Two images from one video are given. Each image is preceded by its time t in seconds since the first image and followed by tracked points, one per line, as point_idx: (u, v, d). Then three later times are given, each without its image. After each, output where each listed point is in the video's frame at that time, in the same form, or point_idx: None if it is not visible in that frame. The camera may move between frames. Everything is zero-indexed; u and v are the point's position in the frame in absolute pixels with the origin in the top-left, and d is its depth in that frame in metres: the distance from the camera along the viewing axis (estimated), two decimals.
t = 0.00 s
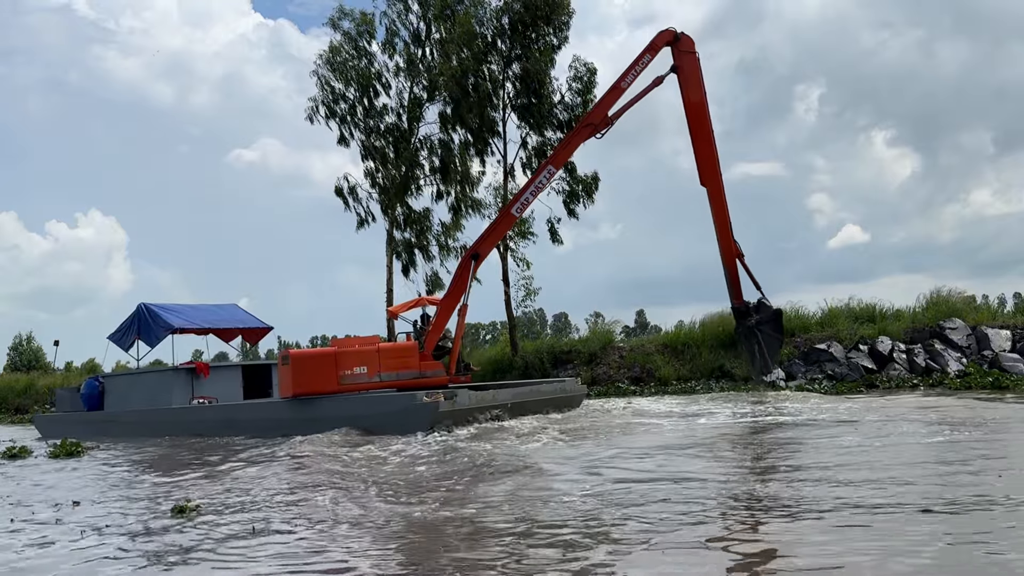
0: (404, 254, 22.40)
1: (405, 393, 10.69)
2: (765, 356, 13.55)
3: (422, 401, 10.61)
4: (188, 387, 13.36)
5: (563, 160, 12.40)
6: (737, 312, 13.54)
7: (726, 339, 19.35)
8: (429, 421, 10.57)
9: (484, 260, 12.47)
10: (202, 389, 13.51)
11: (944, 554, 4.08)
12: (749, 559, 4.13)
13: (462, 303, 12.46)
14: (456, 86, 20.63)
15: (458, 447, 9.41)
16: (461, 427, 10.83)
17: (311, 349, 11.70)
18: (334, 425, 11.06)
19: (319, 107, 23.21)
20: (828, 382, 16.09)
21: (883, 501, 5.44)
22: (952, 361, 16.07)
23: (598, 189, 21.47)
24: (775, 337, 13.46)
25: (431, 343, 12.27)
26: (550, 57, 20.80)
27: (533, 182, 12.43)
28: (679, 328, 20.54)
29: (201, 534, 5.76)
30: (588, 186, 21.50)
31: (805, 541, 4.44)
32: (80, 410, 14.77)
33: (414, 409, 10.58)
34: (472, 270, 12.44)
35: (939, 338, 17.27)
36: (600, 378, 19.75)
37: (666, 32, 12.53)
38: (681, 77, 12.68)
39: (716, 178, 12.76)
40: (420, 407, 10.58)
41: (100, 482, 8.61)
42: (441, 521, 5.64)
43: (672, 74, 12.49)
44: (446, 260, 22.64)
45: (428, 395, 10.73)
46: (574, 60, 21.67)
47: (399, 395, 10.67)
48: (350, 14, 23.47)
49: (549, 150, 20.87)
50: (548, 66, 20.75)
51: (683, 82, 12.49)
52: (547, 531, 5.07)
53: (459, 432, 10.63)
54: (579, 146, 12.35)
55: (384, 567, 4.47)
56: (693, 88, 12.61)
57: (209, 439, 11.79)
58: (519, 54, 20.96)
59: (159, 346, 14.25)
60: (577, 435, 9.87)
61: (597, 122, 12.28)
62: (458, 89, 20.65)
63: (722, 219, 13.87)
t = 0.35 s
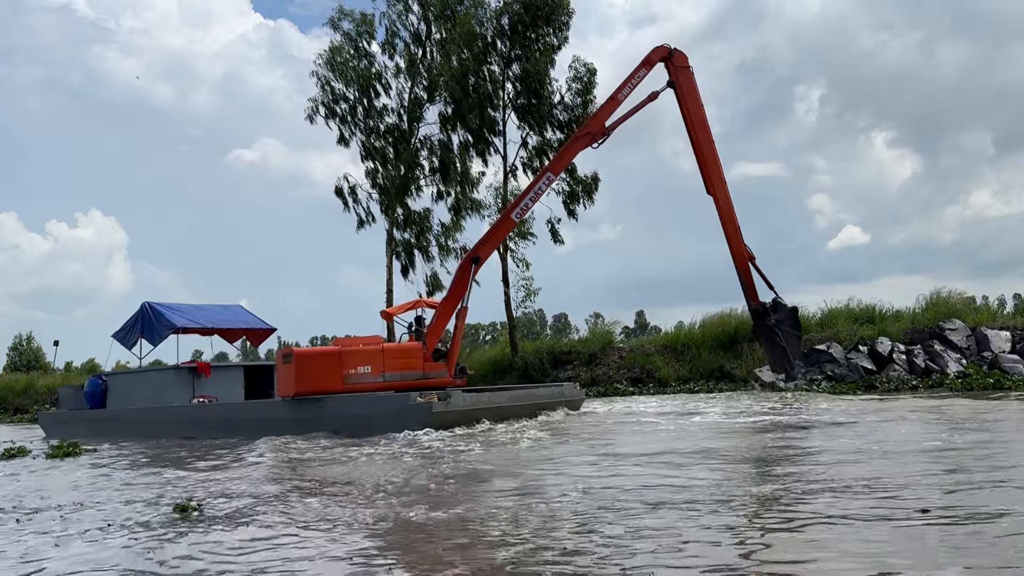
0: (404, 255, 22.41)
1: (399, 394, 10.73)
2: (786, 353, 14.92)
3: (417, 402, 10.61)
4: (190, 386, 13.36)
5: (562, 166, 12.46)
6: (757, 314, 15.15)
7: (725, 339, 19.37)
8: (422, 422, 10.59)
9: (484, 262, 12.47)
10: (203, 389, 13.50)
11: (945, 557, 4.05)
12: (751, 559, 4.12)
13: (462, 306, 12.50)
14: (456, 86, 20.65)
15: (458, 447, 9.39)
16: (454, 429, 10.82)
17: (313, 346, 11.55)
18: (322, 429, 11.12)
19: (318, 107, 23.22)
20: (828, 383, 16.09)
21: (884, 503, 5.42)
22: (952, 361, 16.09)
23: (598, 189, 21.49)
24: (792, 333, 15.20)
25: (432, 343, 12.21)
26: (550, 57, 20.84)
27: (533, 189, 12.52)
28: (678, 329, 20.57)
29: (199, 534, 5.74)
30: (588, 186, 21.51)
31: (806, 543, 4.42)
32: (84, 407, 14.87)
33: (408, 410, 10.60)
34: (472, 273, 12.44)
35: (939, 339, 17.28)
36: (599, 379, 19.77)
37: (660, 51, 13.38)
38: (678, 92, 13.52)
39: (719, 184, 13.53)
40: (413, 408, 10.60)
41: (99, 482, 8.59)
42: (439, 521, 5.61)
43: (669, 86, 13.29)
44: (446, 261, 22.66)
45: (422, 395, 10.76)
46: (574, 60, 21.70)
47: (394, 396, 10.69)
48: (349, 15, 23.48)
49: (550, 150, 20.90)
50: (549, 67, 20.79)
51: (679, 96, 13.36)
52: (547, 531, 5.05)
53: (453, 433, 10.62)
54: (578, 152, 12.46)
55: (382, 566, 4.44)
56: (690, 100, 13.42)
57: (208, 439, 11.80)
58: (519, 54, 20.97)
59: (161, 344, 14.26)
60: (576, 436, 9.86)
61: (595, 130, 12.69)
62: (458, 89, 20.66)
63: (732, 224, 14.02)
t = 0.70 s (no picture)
0: (404, 254, 22.42)
1: (393, 392, 10.69)
2: (786, 355, 15.04)
3: (411, 399, 10.58)
4: (191, 383, 13.34)
5: (561, 172, 12.54)
6: (756, 317, 15.29)
7: (725, 339, 19.37)
8: (414, 421, 10.52)
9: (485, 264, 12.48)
10: (205, 387, 13.46)
11: (952, 560, 3.99)
12: (753, 560, 4.10)
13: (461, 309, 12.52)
14: (457, 86, 20.64)
15: (458, 447, 9.35)
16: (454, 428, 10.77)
17: (319, 341, 11.29)
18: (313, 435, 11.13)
19: (318, 107, 23.22)
20: (829, 383, 16.06)
21: (887, 505, 5.37)
22: (952, 362, 16.09)
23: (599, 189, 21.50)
24: (792, 335, 15.33)
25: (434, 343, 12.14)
26: (550, 57, 20.82)
27: (532, 194, 12.57)
28: (678, 329, 20.59)
29: (196, 534, 5.69)
30: (588, 186, 21.52)
31: (810, 545, 4.36)
32: (89, 403, 15.04)
33: (403, 407, 10.56)
34: (472, 275, 12.43)
35: (939, 339, 17.29)
36: (599, 379, 19.76)
37: (655, 63, 13.49)
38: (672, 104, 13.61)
39: (716, 194, 13.62)
40: (408, 405, 10.55)
41: (97, 482, 8.55)
42: (439, 522, 5.55)
43: (662, 98, 13.41)
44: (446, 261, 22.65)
45: (419, 394, 10.76)
46: (574, 60, 21.70)
47: (389, 392, 10.67)
48: (349, 14, 23.47)
49: (550, 150, 20.90)
50: (549, 66, 20.79)
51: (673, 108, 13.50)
52: (548, 531, 4.99)
53: (449, 432, 10.57)
54: (574, 158, 12.55)
55: (380, 566, 4.40)
56: (685, 111, 13.54)
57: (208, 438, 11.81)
58: (519, 53, 20.98)
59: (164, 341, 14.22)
60: (576, 437, 9.82)
61: (592, 138, 12.87)
62: (459, 88, 20.66)
63: (729, 230, 14.07)
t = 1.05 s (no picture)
0: (404, 253, 22.42)
1: (391, 385, 10.51)
2: (784, 360, 15.67)
3: (407, 392, 10.38)
4: (193, 380, 13.38)
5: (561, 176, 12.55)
6: (755, 322, 15.89)
7: (724, 339, 19.36)
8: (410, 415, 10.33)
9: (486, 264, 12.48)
10: (207, 384, 13.52)
11: (951, 561, 3.97)
12: (752, 559, 4.10)
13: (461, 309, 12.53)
14: (457, 84, 20.64)
15: (457, 446, 9.34)
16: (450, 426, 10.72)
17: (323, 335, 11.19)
18: (309, 436, 11.11)
19: (317, 106, 23.22)
20: (829, 383, 16.02)
21: (887, 505, 5.35)
22: (951, 362, 16.09)
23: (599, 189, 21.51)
24: (789, 339, 15.98)
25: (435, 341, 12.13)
26: (550, 56, 20.82)
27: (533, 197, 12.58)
28: (677, 329, 20.60)
29: (193, 532, 5.68)
30: (589, 186, 21.53)
31: (809, 545, 4.36)
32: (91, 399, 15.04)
33: (400, 400, 10.37)
34: (473, 275, 12.44)
35: (938, 339, 17.29)
36: (599, 378, 19.75)
37: (652, 74, 13.50)
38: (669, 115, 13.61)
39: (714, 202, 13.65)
40: (405, 397, 10.36)
41: (96, 480, 8.55)
42: (436, 520, 5.54)
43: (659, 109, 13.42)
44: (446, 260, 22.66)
45: (415, 387, 10.56)
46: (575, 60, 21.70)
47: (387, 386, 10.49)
48: (349, 13, 23.46)
49: (550, 149, 20.90)
50: (549, 66, 20.78)
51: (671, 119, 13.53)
52: (546, 530, 4.99)
53: (448, 431, 10.55)
54: (574, 163, 12.58)
55: (377, 564, 4.39)
56: (682, 122, 13.55)
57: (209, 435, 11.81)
58: (520, 53, 20.98)
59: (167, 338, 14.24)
60: (576, 436, 9.81)
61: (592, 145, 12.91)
62: (459, 87, 20.65)
63: (727, 236, 14.09)
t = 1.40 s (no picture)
0: (403, 252, 22.44)
1: (391, 379, 10.46)
2: (790, 361, 16.25)
3: (406, 386, 10.33)
4: (195, 378, 13.41)
5: (563, 179, 12.56)
6: (761, 324, 16.45)
7: (724, 338, 19.36)
8: (409, 410, 10.28)
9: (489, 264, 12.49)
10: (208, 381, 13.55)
11: (952, 562, 3.94)
12: (749, 555, 4.12)
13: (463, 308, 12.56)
14: (458, 83, 20.63)
15: (456, 444, 9.32)
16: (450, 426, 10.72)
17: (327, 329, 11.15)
18: (308, 434, 11.12)
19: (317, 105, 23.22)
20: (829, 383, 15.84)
21: (888, 504, 5.32)
22: (951, 362, 16.09)
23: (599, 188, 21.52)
24: (794, 339, 16.54)
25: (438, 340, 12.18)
26: (551, 55, 20.83)
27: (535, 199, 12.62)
28: (677, 328, 20.63)
29: (190, 530, 5.66)
30: (589, 185, 21.53)
31: (806, 542, 4.38)
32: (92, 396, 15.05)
33: (399, 395, 10.33)
34: (474, 275, 12.45)
35: (938, 339, 17.29)
36: (599, 377, 19.77)
37: (653, 81, 13.51)
38: (670, 120, 13.62)
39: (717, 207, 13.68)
40: (405, 392, 10.30)
41: (96, 477, 8.57)
42: (437, 516, 5.57)
43: (661, 116, 13.43)
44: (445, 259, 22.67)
45: (415, 381, 10.54)
46: (576, 58, 21.69)
47: (386, 380, 10.44)
48: (349, 12, 23.46)
49: (550, 148, 20.90)
50: (550, 65, 20.79)
51: (672, 125, 13.57)
52: (545, 526, 5.01)
53: (448, 427, 10.55)
54: (576, 166, 12.59)
55: (375, 561, 4.39)
56: (683, 127, 13.57)
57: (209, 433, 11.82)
58: (520, 51, 20.99)
59: (169, 336, 14.26)
60: (576, 433, 9.83)
61: (594, 149, 12.94)
62: (459, 86, 20.64)
63: (730, 240, 14.10)
